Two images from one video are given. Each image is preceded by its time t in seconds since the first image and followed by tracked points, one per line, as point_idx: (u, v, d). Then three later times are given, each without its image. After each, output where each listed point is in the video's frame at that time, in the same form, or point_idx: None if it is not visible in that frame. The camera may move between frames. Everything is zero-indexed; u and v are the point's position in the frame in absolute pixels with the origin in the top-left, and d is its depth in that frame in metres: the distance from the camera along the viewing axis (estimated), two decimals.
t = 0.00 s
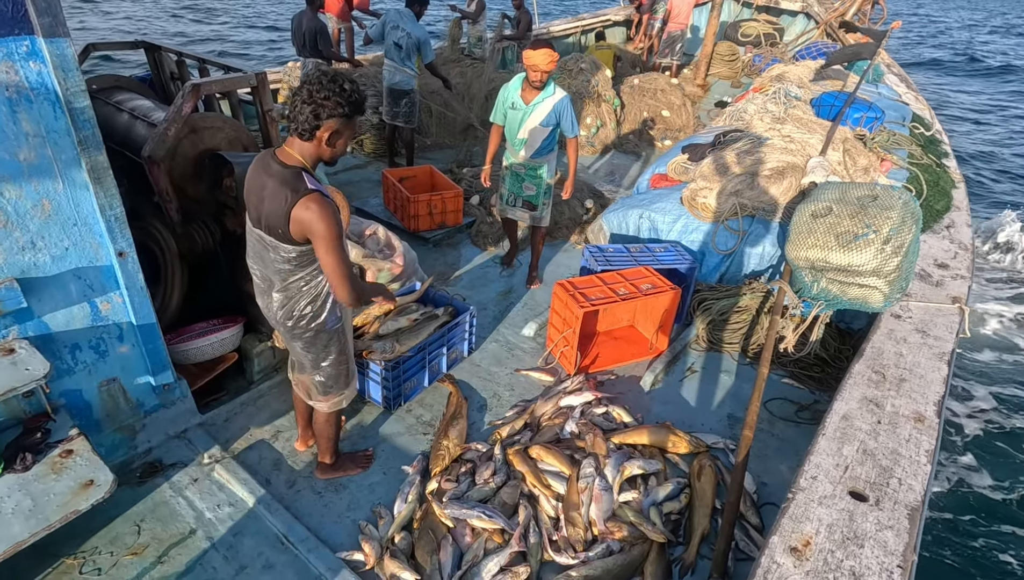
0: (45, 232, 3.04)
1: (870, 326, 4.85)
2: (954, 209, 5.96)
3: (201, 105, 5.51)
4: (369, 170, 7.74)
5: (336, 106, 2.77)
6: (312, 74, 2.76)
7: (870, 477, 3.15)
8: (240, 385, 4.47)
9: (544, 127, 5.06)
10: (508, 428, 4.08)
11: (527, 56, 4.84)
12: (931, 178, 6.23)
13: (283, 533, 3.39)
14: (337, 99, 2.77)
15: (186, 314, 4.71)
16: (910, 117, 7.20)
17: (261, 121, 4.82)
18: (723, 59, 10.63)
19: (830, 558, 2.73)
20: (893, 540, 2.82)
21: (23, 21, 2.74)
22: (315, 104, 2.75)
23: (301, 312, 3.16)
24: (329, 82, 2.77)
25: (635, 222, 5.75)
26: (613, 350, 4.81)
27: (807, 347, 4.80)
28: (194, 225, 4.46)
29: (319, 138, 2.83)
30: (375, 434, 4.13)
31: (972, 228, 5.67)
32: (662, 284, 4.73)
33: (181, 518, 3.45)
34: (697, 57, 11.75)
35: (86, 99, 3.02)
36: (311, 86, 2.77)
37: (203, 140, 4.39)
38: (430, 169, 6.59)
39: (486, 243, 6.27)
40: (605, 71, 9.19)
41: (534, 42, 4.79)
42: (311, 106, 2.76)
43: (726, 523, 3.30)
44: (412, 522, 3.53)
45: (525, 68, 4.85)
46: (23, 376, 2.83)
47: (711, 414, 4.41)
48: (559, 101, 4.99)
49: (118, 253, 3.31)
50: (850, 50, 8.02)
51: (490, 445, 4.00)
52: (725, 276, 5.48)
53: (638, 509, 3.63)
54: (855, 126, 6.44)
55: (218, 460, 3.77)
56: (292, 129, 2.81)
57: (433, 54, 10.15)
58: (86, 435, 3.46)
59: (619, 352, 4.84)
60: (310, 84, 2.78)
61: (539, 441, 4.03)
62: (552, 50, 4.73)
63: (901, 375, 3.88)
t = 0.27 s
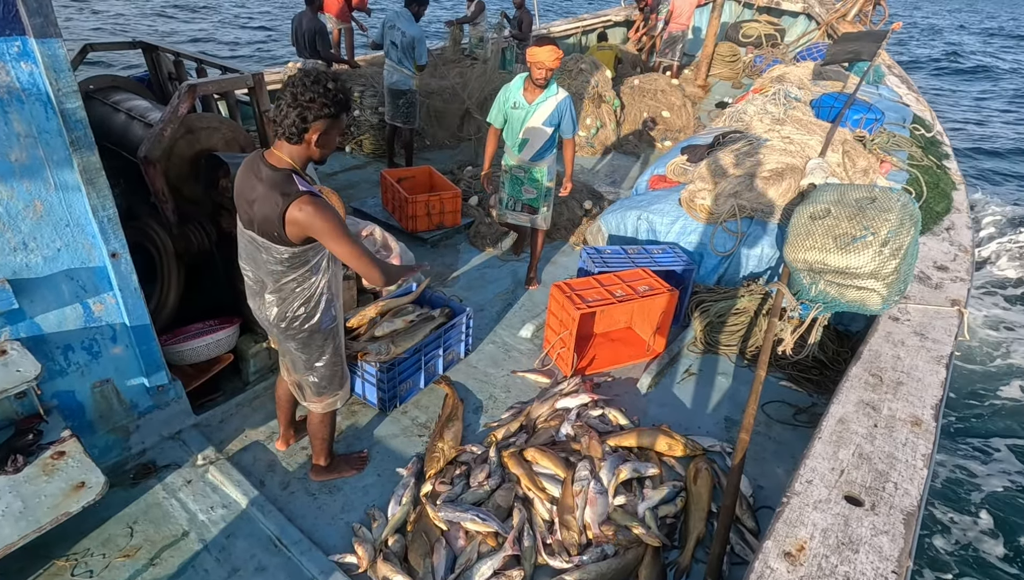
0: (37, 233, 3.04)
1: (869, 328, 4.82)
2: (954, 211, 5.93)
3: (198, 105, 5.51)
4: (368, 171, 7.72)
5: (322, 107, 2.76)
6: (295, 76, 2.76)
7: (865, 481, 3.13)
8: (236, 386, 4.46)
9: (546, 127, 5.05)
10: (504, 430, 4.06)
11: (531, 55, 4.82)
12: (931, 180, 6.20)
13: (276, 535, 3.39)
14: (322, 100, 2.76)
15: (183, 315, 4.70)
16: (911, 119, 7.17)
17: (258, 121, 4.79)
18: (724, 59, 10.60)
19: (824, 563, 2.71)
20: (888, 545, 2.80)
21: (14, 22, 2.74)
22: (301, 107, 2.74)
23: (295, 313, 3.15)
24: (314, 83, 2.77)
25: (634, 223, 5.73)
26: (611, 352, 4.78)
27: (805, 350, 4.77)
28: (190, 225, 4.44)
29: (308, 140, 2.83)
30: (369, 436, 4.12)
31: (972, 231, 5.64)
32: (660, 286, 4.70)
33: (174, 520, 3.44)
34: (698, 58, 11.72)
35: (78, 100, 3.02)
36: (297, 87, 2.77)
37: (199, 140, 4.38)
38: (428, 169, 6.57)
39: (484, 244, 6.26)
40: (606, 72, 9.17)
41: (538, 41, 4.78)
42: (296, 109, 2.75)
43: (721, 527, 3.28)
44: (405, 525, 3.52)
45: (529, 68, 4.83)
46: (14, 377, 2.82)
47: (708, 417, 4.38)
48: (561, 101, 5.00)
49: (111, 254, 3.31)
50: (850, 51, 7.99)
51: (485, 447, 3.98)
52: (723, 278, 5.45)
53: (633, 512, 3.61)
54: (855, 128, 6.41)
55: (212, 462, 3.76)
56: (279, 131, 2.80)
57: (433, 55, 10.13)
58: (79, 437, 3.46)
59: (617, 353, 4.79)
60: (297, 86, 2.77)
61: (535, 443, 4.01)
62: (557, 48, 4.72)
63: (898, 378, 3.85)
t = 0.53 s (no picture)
0: (44, 245, 3.08)
1: (872, 329, 4.81)
2: (957, 210, 5.91)
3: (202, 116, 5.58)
4: (371, 178, 7.77)
5: (318, 111, 2.81)
6: (286, 83, 2.77)
7: (868, 483, 3.12)
8: (240, 394, 4.49)
9: (541, 135, 5.08)
10: (507, 436, 4.07)
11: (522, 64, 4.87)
12: (934, 180, 6.19)
13: (281, 542, 3.41)
14: (318, 104, 2.80)
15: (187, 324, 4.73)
16: (913, 119, 7.16)
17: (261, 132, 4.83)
18: (724, 62, 10.60)
19: (827, 566, 2.71)
20: (891, 547, 2.79)
21: (20, 39, 2.79)
22: (297, 116, 2.77)
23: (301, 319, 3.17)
24: (303, 90, 2.78)
25: (635, 227, 5.74)
26: (612, 356, 4.81)
27: (808, 351, 4.76)
28: (194, 235, 4.50)
29: (310, 146, 2.88)
30: (373, 442, 4.14)
31: (976, 230, 5.62)
32: (662, 289, 4.70)
33: (180, 528, 3.47)
34: (698, 61, 11.74)
35: (83, 114, 3.06)
36: (289, 96, 2.78)
37: (203, 151, 4.41)
38: (430, 176, 6.61)
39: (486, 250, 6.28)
40: (606, 76, 9.20)
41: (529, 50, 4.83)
42: (293, 119, 2.78)
43: (724, 531, 3.27)
44: (409, 531, 3.53)
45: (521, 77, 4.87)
46: (22, 388, 2.86)
47: (711, 420, 4.38)
48: (555, 108, 5.01)
49: (116, 265, 3.34)
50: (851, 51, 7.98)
51: (488, 453, 4.00)
52: (725, 280, 5.46)
53: (636, 516, 3.62)
54: (855, 129, 6.41)
55: (218, 470, 3.80)
56: (279, 140, 2.84)
57: (434, 62, 10.19)
58: (86, 446, 3.49)
59: (619, 358, 4.83)
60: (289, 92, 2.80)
61: (538, 448, 4.02)
62: (548, 59, 4.74)
63: (901, 379, 3.84)
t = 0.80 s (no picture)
0: (52, 261, 3.15)
1: (874, 326, 4.81)
2: (958, 205, 5.90)
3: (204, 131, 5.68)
4: (373, 188, 7.84)
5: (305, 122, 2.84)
6: (272, 94, 2.81)
7: (871, 478, 3.13)
8: (247, 404, 4.54)
9: (529, 144, 5.14)
10: (511, 440, 4.09)
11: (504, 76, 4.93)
12: (934, 175, 6.19)
13: (289, 550, 3.45)
14: (306, 115, 2.85)
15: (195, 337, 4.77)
16: (912, 115, 7.16)
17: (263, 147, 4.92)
18: (722, 63, 10.64)
19: (831, 561, 2.71)
20: (895, 541, 2.79)
21: (26, 61, 2.87)
22: (286, 127, 2.81)
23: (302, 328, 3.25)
24: (291, 102, 2.82)
25: (635, 230, 5.77)
26: (615, 358, 4.84)
27: (811, 349, 4.77)
28: (199, 248, 4.60)
29: (301, 156, 2.93)
30: (379, 449, 4.17)
31: (977, 224, 5.61)
32: (662, 290, 4.73)
33: (189, 537, 3.51)
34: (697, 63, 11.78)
35: (88, 132, 3.13)
36: (275, 109, 2.82)
37: (206, 165, 4.50)
38: (431, 184, 6.66)
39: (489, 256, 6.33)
40: (604, 81, 9.25)
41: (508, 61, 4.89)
42: (283, 131, 2.82)
43: (729, 529, 3.28)
44: (415, 536, 3.54)
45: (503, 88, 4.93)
46: (32, 402, 2.91)
47: (715, 420, 4.39)
48: (541, 116, 5.07)
49: (123, 279, 3.39)
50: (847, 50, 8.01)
51: (493, 457, 4.02)
52: (727, 280, 5.47)
53: (641, 517, 3.62)
54: (853, 126, 6.41)
55: (226, 479, 3.84)
56: (270, 150, 2.89)
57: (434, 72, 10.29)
58: (96, 458, 3.55)
59: (621, 360, 4.85)
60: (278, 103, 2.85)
61: (542, 451, 4.03)
62: (527, 68, 4.80)
63: (904, 374, 3.84)
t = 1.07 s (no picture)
0: (42, 277, 3.20)
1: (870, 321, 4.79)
2: (953, 198, 5.89)
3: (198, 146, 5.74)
4: (369, 199, 7.89)
5: (272, 131, 2.87)
6: (244, 105, 2.85)
7: (866, 472, 3.10)
8: (243, 416, 4.55)
9: (517, 151, 5.15)
10: (507, 444, 4.09)
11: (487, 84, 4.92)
12: (927, 169, 6.18)
13: (284, 560, 3.44)
14: (278, 125, 2.88)
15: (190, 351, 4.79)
16: (904, 110, 7.16)
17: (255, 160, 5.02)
18: (715, 66, 10.69)
19: (825, 556, 2.69)
20: (890, 534, 2.77)
21: (12, 80, 2.92)
22: (256, 137, 2.85)
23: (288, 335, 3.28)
24: (261, 112, 2.85)
25: (629, 232, 5.77)
26: (612, 361, 4.81)
27: (806, 346, 4.76)
28: (193, 262, 4.63)
29: (276, 165, 2.95)
30: (375, 457, 4.17)
31: (972, 216, 5.59)
32: (656, 291, 4.72)
33: (185, 549, 3.52)
34: (690, 67, 11.82)
35: (75, 148, 3.19)
36: (246, 120, 2.86)
37: (198, 180, 4.56)
38: (426, 193, 6.70)
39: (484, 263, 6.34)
40: (597, 87, 9.30)
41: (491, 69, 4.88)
42: (255, 140, 2.86)
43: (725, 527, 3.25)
44: (411, 543, 3.53)
45: (489, 95, 4.92)
46: (23, 417, 2.93)
47: (712, 419, 4.37)
48: (528, 120, 5.10)
49: (114, 293, 3.44)
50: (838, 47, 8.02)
51: (489, 462, 4.01)
52: (721, 279, 5.45)
53: (638, 518, 3.60)
54: (845, 123, 6.41)
55: (222, 491, 3.85)
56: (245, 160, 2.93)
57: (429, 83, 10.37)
58: (91, 472, 3.57)
59: (618, 362, 4.83)
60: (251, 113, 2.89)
61: (538, 454, 4.02)
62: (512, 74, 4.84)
63: (899, 368, 3.82)
